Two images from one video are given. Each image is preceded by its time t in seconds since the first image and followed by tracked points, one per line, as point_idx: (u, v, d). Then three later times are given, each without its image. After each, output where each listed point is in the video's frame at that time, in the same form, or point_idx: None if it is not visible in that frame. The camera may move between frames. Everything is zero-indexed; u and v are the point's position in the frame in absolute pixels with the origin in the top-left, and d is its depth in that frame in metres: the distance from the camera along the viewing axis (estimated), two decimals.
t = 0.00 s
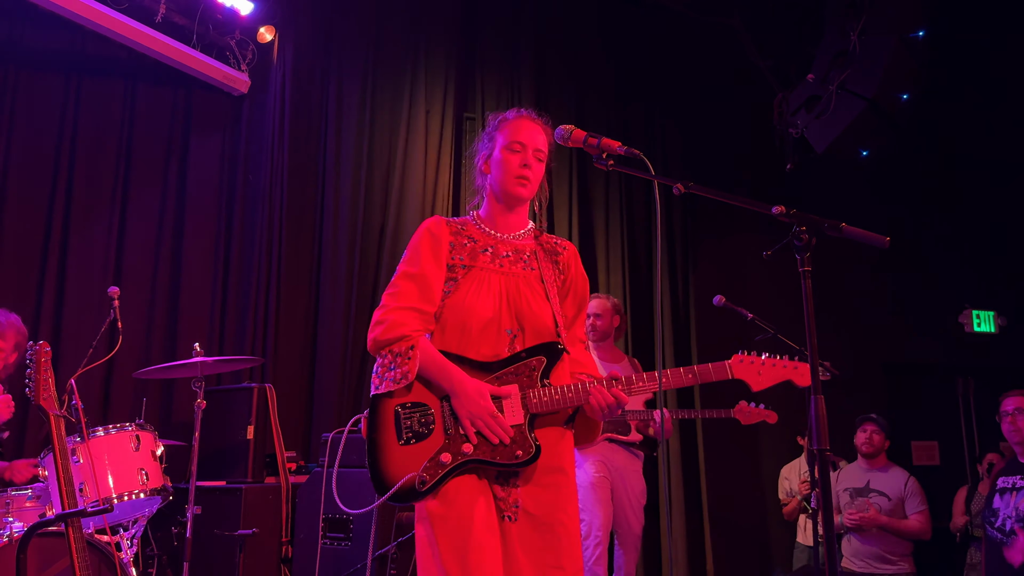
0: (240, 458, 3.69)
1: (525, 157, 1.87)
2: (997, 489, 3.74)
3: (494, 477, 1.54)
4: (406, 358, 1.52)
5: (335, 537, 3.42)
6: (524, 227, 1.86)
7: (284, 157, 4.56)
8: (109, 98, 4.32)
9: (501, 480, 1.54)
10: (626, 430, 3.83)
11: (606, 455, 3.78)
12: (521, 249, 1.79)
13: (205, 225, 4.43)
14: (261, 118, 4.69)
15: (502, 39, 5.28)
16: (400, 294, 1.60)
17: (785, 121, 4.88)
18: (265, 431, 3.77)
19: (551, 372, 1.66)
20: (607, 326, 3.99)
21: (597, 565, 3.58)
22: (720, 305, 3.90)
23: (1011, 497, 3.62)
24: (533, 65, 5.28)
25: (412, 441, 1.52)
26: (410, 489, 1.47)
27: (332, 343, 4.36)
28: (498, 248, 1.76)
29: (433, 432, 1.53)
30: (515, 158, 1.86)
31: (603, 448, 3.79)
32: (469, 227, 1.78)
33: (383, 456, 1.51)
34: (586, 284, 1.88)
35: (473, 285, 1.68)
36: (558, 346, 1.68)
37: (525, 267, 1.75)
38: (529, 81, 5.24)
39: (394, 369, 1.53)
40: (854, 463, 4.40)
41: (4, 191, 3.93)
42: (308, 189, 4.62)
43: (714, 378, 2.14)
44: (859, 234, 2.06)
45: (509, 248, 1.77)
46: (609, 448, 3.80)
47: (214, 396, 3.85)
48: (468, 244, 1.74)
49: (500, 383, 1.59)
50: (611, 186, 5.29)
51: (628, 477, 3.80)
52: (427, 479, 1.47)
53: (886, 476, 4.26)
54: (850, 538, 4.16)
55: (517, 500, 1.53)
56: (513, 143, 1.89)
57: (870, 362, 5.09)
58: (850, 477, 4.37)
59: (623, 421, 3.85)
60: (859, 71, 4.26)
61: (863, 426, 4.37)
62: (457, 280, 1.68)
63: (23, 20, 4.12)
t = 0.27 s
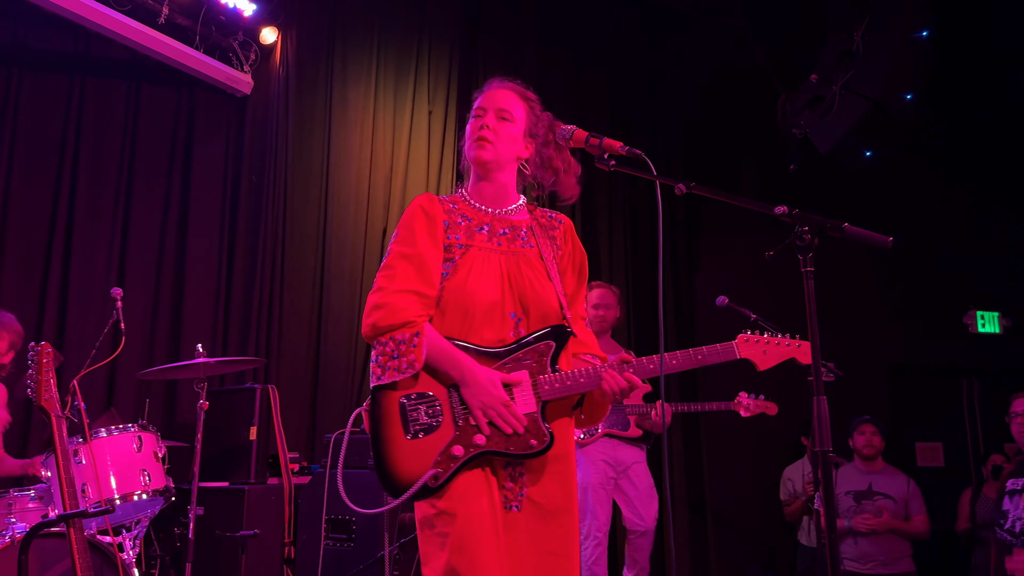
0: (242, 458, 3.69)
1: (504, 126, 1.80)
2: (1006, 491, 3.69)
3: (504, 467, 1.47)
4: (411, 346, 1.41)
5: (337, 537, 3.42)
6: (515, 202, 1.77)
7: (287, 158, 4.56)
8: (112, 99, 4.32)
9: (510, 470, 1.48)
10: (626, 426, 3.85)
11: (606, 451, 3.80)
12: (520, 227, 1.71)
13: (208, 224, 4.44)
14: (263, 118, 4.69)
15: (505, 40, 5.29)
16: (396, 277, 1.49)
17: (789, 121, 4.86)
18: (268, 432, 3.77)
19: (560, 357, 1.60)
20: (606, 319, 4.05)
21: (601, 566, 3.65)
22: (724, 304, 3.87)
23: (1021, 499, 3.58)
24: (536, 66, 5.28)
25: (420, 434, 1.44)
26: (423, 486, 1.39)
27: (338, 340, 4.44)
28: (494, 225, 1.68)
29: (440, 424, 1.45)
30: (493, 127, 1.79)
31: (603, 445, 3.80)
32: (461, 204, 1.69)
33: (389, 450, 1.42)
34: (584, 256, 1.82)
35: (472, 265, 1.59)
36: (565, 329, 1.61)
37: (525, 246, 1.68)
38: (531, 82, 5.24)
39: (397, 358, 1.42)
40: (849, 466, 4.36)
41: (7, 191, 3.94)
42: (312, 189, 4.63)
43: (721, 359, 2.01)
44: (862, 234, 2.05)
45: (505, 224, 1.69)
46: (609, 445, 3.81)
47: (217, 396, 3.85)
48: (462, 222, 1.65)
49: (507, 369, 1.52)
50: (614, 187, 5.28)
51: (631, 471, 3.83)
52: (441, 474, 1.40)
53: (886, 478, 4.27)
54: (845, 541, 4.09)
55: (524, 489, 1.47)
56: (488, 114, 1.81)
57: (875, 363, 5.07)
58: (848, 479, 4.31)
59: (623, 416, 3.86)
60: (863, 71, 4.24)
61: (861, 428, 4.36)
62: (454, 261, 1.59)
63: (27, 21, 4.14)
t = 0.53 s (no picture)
0: (245, 459, 3.69)
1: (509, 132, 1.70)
2: (1011, 492, 3.67)
3: (529, 486, 1.31)
4: (448, 357, 1.24)
5: (340, 538, 3.42)
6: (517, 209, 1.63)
7: (290, 159, 4.56)
8: (115, 100, 4.33)
9: (535, 488, 1.31)
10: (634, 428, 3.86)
11: (612, 455, 3.83)
12: (526, 234, 1.57)
13: (211, 225, 4.44)
14: (266, 119, 4.70)
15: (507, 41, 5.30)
16: (421, 282, 1.32)
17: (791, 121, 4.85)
18: (270, 433, 3.77)
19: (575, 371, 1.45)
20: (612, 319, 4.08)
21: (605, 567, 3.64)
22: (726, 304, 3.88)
23: None
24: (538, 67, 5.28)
25: (457, 452, 1.24)
26: (463, 510, 1.20)
27: (340, 341, 4.55)
28: (504, 231, 1.52)
29: (475, 440, 1.26)
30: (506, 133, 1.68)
31: (610, 449, 3.84)
32: (469, 207, 1.52)
33: (422, 472, 1.21)
34: (570, 271, 1.73)
35: (493, 268, 1.43)
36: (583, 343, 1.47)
37: (531, 255, 1.52)
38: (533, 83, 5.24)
39: (434, 371, 1.24)
40: (846, 466, 4.33)
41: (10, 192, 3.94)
42: (314, 192, 4.65)
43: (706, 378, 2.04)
44: (864, 234, 2.05)
45: (513, 230, 1.54)
46: (615, 448, 3.84)
47: (219, 397, 3.86)
48: (474, 224, 1.48)
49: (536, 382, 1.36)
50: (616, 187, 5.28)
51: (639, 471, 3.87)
52: (482, 497, 1.22)
53: (884, 477, 4.28)
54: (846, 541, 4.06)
55: (554, 510, 1.31)
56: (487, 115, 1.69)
57: (878, 363, 5.06)
58: (850, 480, 4.27)
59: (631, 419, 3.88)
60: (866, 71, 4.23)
61: (857, 428, 4.35)
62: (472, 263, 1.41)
63: (30, 22, 4.14)
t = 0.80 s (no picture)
0: (246, 460, 3.69)
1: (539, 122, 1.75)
2: (1004, 489, 3.73)
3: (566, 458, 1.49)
4: (537, 325, 1.40)
5: (341, 539, 3.40)
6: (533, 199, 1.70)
7: (291, 159, 4.56)
8: (115, 100, 4.32)
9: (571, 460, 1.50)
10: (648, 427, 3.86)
11: (624, 457, 3.82)
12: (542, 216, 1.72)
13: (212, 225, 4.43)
14: (267, 119, 4.70)
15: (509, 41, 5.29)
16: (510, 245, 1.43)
17: (792, 121, 4.85)
18: (270, 433, 3.77)
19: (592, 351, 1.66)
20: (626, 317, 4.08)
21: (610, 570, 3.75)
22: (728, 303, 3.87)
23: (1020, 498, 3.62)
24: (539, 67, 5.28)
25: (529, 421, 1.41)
26: (535, 480, 1.40)
27: (340, 346, 4.45)
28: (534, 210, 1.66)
29: (539, 414, 1.44)
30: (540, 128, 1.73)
31: (621, 451, 3.82)
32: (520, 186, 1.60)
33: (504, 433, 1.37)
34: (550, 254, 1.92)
35: (540, 245, 1.58)
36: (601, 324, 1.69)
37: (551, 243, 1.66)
38: (534, 83, 5.24)
39: (526, 335, 1.39)
40: (849, 466, 4.31)
41: (11, 191, 3.95)
42: (315, 193, 4.65)
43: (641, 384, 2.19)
44: (867, 233, 2.05)
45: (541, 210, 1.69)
46: (627, 450, 3.83)
47: (221, 398, 3.85)
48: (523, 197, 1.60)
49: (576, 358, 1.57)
50: (617, 187, 5.28)
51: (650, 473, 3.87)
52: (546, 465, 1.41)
53: (886, 476, 4.28)
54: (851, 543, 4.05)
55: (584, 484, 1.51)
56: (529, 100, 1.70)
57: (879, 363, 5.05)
58: (854, 481, 4.25)
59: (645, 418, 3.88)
60: (867, 71, 4.23)
61: (857, 429, 4.30)
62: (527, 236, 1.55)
63: (30, 23, 4.15)
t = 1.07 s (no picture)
0: (245, 461, 3.69)
1: (548, 140, 1.88)
2: (994, 489, 3.74)
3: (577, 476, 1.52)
4: (557, 337, 1.46)
5: (341, 541, 3.40)
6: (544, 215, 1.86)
7: (291, 161, 4.57)
8: (113, 100, 4.31)
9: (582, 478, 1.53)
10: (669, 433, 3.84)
11: (643, 458, 3.81)
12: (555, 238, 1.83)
13: (211, 226, 4.44)
14: (266, 122, 4.70)
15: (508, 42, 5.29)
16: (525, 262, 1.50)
17: (791, 123, 4.85)
18: (270, 435, 3.77)
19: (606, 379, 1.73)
20: (644, 320, 4.09)
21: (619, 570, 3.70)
22: (728, 305, 3.86)
23: (1011, 498, 3.64)
24: (538, 68, 5.29)
25: (550, 432, 1.46)
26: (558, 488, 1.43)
27: (341, 344, 4.44)
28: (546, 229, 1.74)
29: (559, 424, 1.48)
30: (543, 135, 1.87)
31: (638, 452, 3.81)
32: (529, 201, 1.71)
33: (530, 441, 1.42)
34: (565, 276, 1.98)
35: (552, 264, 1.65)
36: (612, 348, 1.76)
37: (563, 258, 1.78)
38: (533, 84, 5.25)
39: (547, 346, 1.44)
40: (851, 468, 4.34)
41: (10, 192, 3.94)
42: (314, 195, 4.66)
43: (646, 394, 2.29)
44: (870, 235, 2.05)
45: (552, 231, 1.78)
46: (645, 451, 3.82)
47: (221, 399, 3.85)
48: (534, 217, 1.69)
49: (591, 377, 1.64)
50: (616, 188, 5.28)
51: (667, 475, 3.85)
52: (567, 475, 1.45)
53: (892, 476, 4.27)
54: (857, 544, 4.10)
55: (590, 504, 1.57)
56: (531, 124, 1.87)
57: (878, 364, 5.06)
58: (856, 482, 4.28)
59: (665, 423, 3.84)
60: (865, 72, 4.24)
61: (858, 429, 4.34)
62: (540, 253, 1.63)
63: (29, 24, 4.15)
